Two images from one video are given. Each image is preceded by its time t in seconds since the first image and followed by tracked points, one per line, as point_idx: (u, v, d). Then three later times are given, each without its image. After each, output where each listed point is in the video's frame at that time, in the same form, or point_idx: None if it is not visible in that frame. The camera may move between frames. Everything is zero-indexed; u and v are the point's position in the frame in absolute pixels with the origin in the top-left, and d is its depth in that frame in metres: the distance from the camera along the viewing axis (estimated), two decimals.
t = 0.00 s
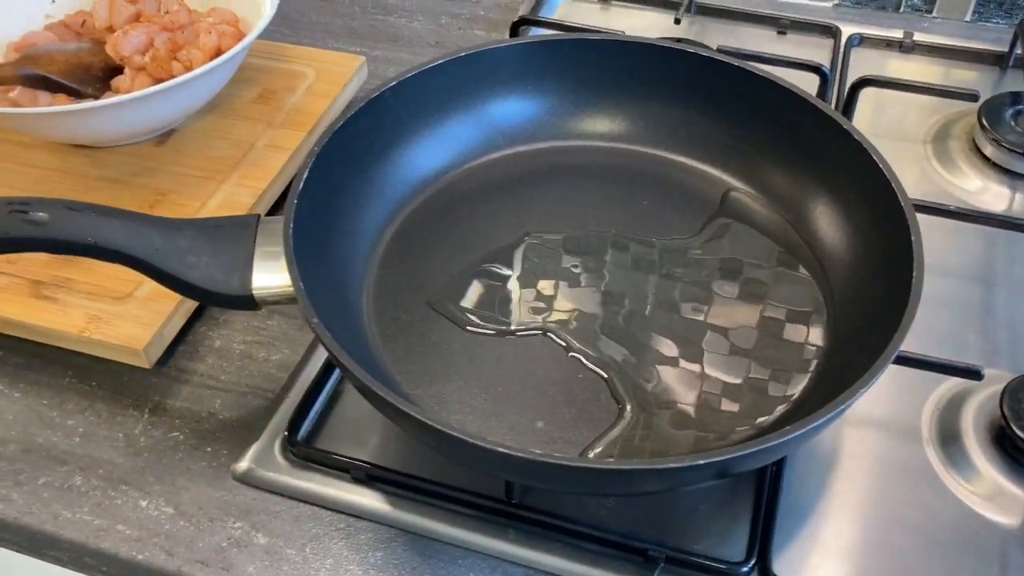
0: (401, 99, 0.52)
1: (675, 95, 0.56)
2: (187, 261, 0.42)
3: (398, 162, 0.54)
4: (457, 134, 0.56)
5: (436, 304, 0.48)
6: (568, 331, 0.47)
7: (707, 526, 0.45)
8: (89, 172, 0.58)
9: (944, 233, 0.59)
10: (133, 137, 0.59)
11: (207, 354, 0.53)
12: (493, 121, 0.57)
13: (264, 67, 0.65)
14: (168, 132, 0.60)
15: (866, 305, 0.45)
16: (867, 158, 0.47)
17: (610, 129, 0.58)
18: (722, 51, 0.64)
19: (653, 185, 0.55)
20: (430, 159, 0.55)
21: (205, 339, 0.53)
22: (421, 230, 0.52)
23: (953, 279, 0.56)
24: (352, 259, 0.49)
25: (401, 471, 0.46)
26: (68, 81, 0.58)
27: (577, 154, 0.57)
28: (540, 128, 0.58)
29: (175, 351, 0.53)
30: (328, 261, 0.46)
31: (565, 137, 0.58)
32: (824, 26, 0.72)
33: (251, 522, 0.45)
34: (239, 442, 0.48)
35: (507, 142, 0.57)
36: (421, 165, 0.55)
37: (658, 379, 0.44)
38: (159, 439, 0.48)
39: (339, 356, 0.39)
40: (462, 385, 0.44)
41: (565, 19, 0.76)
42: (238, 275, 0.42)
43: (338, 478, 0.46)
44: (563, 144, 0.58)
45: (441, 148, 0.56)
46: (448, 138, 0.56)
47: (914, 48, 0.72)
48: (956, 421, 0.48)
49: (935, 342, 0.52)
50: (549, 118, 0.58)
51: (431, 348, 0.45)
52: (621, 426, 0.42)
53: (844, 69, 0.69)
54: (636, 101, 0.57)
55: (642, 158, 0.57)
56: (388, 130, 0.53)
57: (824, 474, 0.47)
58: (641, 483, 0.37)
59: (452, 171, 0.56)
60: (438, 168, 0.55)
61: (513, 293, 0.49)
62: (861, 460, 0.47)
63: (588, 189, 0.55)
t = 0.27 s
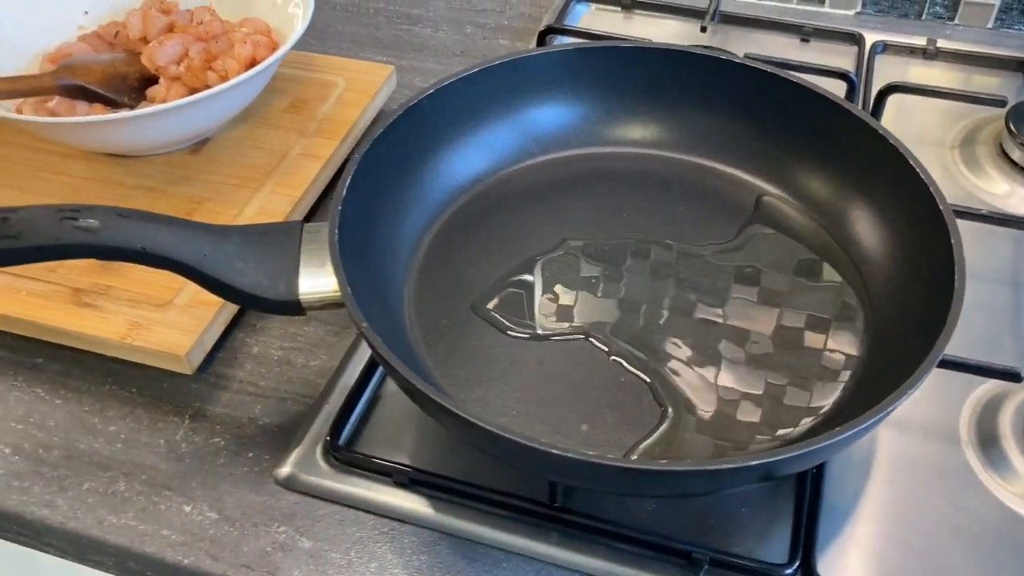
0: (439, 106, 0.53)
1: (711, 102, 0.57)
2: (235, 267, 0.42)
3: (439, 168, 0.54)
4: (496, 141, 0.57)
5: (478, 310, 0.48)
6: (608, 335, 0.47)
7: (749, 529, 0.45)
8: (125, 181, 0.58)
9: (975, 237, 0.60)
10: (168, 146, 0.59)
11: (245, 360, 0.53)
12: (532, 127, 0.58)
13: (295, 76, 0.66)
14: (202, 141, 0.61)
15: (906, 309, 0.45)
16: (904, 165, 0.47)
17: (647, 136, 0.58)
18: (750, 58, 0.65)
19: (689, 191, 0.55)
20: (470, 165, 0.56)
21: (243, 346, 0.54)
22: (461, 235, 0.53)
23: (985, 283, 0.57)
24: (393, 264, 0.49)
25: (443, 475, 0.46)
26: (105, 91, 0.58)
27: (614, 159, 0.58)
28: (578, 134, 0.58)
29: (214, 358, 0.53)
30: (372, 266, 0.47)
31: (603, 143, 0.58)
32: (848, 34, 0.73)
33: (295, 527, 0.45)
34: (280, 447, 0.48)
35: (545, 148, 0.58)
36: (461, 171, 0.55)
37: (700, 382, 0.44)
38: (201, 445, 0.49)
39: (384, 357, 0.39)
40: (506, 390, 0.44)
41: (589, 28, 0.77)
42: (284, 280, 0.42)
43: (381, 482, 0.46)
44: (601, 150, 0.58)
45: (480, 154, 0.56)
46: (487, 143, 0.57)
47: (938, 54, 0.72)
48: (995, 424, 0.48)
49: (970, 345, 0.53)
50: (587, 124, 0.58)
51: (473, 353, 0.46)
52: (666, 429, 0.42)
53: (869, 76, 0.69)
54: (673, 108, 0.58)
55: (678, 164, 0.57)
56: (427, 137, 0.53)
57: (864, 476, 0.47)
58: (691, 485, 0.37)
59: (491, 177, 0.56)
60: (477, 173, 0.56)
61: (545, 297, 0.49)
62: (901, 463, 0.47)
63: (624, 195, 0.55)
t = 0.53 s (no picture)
0: (478, 123, 0.54)
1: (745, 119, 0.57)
2: (283, 283, 0.43)
3: (477, 183, 0.55)
4: (534, 157, 0.58)
5: (517, 324, 0.49)
6: (646, 349, 0.48)
7: (787, 540, 0.45)
8: (164, 197, 0.59)
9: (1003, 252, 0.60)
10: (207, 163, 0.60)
11: (285, 374, 0.54)
12: (568, 144, 0.59)
13: (328, 94, 0.67)
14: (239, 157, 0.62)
15: (941, 325, 0.46)
16: (938, 182, 0.48)
17: (682, 152, 0.59)
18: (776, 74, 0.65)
19: (723, 206, 0.56)
20: (507, 180, 0.57)
21: (283, 360, 0.55)
22: (500, 250, 0.53)
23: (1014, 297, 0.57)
24: (434, 278, 0.50)
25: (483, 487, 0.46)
26: (145, 109, 0.59)
27: (649, 175, 0.58)
28: (614, 151, 0.59)
29: (254, 372, 0.54)
30: (414, 280, 0.48)
31: (638, 159, 0.59)
32: (870, 50, 0.74)
33: (339, 538, 0.46)
34: (322, 459, 0.49)
35: (582, 164, 0.59)
36: (498, 187, 0.57)
37: (737, 395, 0.45)
38: (244, 458, 0.49)
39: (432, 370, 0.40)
40: (547, 402, 0.45)
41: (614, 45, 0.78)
42: (332, 296, 0.43)
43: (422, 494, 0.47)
44: (637, 166, 0.59)
45: (517, 170, 0.57)
46: (524, 159, 0.58)
47: (960, 70, 0.73)
48: None
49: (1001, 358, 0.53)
50: (622, 141, 0.59)
51: (513, 367, 0.47)
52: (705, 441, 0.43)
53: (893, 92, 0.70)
54: (707, 125, 0.58)
55: (712, 180, 0.58)
56: (466, 153, 0.54)
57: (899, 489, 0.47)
58: (735, 497, 0.38)
59: (528, 192, 0.57)
60: (514, 189, 0.57)
61: (580, 311, 0.50)
62: (936, 475, 0.48)
63: (659, 210, 0.56)
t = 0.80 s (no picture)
0: (519, 148, 0.56)
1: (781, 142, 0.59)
2: (336, 305, 0.44)
3: (519, 206, 0.57)
4: (576, 180, 0.59)
5: (561, 344, 0.50)
6: (688, 369, 0.48)
7: (828, 558, 0.46)
8: (207, 220, 0.60)
9: None
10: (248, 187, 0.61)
11: (329, 394, 0.55)
12: (608, 167, 0.60)
13: (364, 118, 0.68)
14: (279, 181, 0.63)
15: (978, 346, 0.47)
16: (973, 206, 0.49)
17: (720, 176, 0.60)
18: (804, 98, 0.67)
19: (760, 228, 0.57)
20: (548, 203, 0.58)
21: (326, 380, 0.56)
22: (542, 272, 0.54)
23: None
24: (479, 299, 0.51)
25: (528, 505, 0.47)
26: (189, 133, 0.61)
27: (688, 198, 0.60)
28: (651, 174, 0.60)
29: (298, 392, 0.55)
30: (460, 302, 0.49)
31: (676, 182, 0.60)
32: (893, 72, 0.76)
33: (388, 556, 0.47)
34: (368, 478, 0.50)
35: (622, 186, 0.60)
36: (540, 209, 0.58)
37: (778, 415, 0.46)
38: (292, 476, 0.50)
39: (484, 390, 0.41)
40: (592, 422, 0.46)
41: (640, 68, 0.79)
42: (383, 318, 0.44)
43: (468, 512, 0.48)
44: (676, 189, 0.60)
45: (557, 193, 0.59)
46: (565, 183, 0.59)
47: (983, 91, 0.73)
48: None
49: None
50: (660, 165, 0.60)
51: (557, 387, 0.48)
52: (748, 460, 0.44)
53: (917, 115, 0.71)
54: (744, 149, 0.60)
55: (749, 203, 0.59)
56: (507, 176, 0.56)
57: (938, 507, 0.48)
58: (783, 516, 0.39)
59: (569, 214, 0.59)
60: (555, 211, 0.58)
61: (610, 328, 0.51)
62: (973, 494, 0.49)
63: (697, 232, 0.57)
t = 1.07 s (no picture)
0: (575, 181, 0.57)
1: (834, 178, 0.59)
2: (400, 341, 0.44)
3: (575, 239, 0.57)
4: (632, 214, 0.60)
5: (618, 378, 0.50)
6: (746, 406, 0.48)
7: None
8: (259, 252, 0.61)
9: None
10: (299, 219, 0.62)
11: (381, 426, 0.55)
12: (662, 202, 0.61)
13: (410, 149, 0.69)
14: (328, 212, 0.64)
15: None
16: None
17: (773, 211, 0.61)
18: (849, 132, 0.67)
19: (814, 263, 0.58)
20: (603, 235, 0.59)
21: (378, 412, 0.56)
22: (598, 306, 0.55)
23: None
24: (535, 332, 0.52)
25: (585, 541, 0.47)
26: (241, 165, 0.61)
27: (741, 232, 0.60)
28: (704, 209, 0.61)
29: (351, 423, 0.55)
30: (518, 335, 0.50)
31: (730, 216, 0.61)
32: (934, 105, 0.76)
33: None
34: (424, 512, 0.50)
35: (676, 220, 0.61)
36: (595, 242, 0.58)
37: (837, 453, 0.46)
38: (348, 509, 0.51)
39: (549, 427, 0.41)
40: (653, 457, 0.46)
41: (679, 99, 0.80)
42: (446, 354, 0.44)
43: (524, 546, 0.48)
44: (729, 224, 0.61)
45: (613, 227, 0.59)
46: (621, 217, 0.60)
47: None
48: None
49: None
50: (713, 200, 0.61)
51: (617, 423, 0.48)
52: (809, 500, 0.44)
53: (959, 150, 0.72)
54: (797, 185, 0.60)
55: (801, 238, 0.59)
56: (564, 209, 0.57)
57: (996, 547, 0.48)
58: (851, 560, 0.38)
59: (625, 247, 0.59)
60: (610, 244, 0.59)
61: (658, 361, 0.51)
62: None
63: (751, 266, 0.57)
